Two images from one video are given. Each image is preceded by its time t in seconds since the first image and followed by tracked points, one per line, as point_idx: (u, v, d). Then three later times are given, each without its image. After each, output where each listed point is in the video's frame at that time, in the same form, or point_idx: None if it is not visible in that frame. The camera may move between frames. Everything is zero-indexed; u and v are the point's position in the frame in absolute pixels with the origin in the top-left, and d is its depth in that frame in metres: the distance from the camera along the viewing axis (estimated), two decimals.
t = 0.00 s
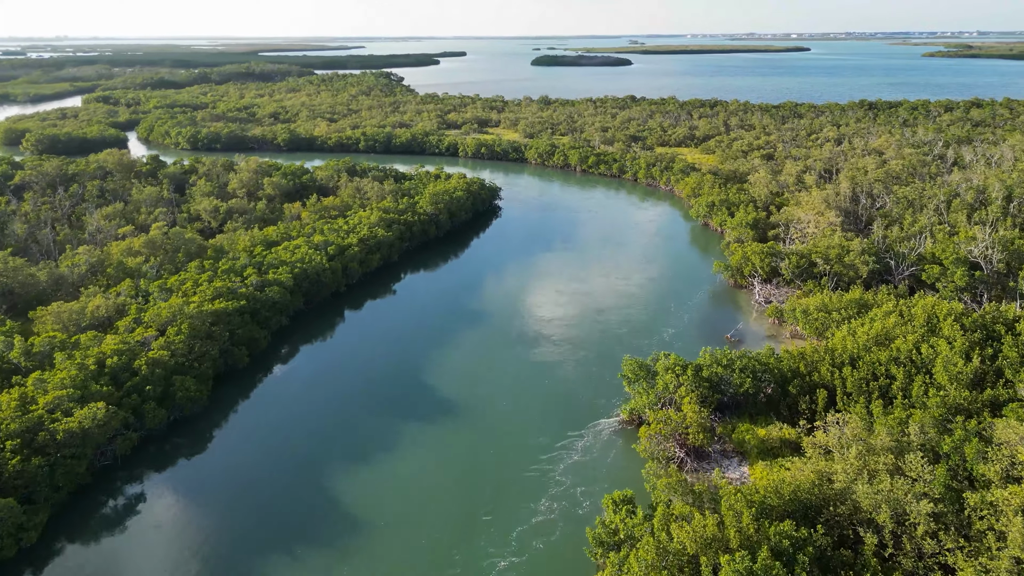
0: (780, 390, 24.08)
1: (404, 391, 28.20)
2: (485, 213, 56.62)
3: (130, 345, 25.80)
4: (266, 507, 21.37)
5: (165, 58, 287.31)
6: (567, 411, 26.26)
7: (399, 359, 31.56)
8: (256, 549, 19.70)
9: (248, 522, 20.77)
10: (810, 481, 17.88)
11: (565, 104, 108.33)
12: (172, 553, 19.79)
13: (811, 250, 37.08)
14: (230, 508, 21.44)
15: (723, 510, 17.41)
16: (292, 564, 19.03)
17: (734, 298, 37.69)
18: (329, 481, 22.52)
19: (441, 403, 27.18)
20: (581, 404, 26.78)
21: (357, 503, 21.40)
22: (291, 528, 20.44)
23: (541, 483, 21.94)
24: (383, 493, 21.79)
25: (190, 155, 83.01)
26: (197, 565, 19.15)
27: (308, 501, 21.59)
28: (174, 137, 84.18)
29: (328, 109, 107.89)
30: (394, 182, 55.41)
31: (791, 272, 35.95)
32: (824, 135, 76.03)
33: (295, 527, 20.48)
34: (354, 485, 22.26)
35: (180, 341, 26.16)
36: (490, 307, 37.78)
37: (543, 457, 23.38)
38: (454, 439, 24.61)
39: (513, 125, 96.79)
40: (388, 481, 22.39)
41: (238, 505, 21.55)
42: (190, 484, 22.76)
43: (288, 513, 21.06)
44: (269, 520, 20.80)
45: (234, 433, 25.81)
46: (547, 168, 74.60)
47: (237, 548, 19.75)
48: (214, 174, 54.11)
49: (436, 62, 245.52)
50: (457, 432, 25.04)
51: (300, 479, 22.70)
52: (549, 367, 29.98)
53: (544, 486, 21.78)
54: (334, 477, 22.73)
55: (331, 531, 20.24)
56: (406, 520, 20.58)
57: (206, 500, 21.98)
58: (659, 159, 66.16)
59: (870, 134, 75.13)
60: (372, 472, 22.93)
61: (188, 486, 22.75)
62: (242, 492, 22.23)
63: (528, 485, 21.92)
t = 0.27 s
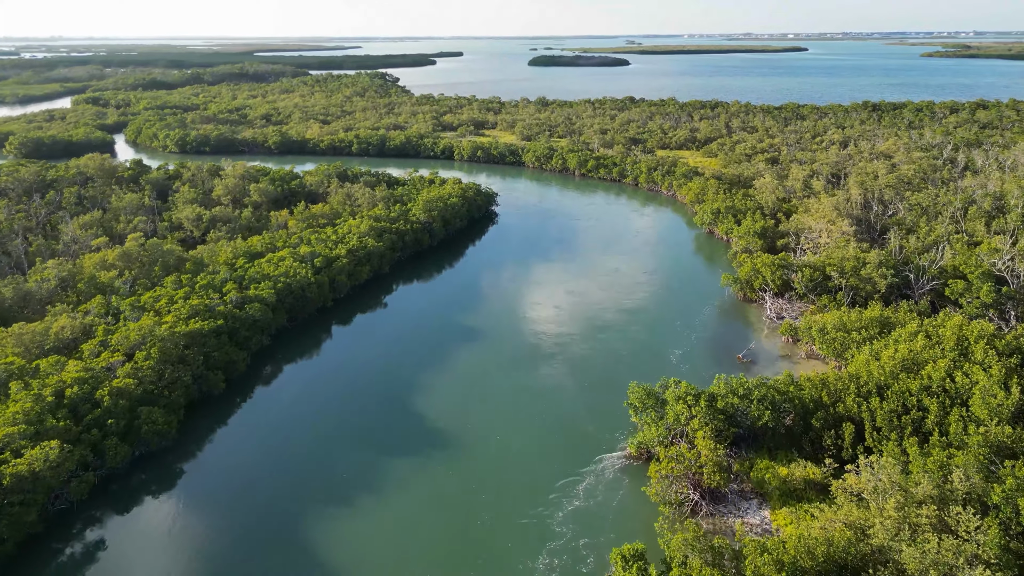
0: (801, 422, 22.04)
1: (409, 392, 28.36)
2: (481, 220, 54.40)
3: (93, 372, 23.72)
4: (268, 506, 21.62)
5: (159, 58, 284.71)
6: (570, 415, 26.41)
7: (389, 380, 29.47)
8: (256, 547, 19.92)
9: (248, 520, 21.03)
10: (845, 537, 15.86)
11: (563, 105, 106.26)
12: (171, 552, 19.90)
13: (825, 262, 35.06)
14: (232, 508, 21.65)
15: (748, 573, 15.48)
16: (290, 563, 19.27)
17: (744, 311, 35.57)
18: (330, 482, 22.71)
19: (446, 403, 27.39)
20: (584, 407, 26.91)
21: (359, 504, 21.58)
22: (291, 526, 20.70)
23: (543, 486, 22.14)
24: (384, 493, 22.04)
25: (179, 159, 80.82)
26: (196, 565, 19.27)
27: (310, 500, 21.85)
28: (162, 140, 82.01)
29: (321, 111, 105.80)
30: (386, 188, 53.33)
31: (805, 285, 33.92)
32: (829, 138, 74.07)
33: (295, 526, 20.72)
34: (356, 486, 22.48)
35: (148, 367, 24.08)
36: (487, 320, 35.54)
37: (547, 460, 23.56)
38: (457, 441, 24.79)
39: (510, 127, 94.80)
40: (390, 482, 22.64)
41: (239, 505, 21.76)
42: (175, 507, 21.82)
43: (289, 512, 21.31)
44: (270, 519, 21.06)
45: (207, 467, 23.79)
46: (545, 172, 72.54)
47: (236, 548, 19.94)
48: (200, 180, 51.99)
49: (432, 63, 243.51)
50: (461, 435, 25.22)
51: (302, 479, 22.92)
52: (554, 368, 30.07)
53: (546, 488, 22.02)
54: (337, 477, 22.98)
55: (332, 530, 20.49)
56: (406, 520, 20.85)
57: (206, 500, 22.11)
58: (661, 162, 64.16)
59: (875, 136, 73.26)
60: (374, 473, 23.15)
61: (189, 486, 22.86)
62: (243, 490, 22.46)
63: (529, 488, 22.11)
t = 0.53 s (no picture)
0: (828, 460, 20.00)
1: (411, 393, 28.31)
2: (478, 228, 52.20)
3: (52, 405, 21.70)
4: (267, 505, 21.73)
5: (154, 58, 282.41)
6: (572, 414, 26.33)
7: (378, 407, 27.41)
8: (254, 545, 20.06)
9: (247, 519, 21.13)
10: None
11: (562, 107, 104.10)
12: (169, 554, 19.96)
13: (842, 275, 33.02)
14: (231, 507, 21.75)
15: None
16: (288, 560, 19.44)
17: (756, 329, 33.27)
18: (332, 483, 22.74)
19: (447, 403, 27.37)
20: (586, 407, 26.83)
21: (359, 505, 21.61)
22: (290, 525, 20.85)
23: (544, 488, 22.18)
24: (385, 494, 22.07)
25: (167, 162, 78.67)
26: (193, 566, 19.35)
27: (310, 498, 21.97)
28: (151, 142, 79.90)
29: (315, 113, 103.70)
30: (379, 194, 51.25)
31: (821, 301, 31.87)
32: (836, 140, 72.04)
33: (295, 523, 20.88)
34: (356, 485, 22.61)
35: (113, 399, 22.06)
36: (482, 338, 33.21)
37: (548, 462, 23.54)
38: (459, 441, 24.80)
39: (508, 129, 92.78)
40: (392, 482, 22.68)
41: (239, 504, 21.88)
42: (139, 558, 19.87)
43: (289, 511, 21.40)
44: (268, 517, 21.17)
45: (178, 510, 21.81)
46: (544, 176, 70.42)
47: (235, 546, 20.08)
48: (183, 187, 49.87)
49: (430, 63, 241.41)
50: (463, 435, 25.20)
51: (302, 479, 23.00)
52: (557, 368, 29.98)
53: (546, 489, 22.08)
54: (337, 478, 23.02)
55: (331, 528, 20.64)
56: (403, 517, 21.02)
57: (205, 502, 22.14)
58: (663, 166, 62.13)
59: (884, 139, 71.27)
60: (374, 474, 23.24)
61: (188, 489, 22.90)
62: (244, 491, 22.55)
63: (529, 490, 22.14)
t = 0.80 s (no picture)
0: (865, 508, 17.95)
1: (415, 393, 28.18)
2: (476, 236, 50.01)
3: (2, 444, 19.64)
4: (267, 506, 21.68)
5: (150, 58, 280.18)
6: (575, 417, 26.21)
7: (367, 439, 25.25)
8: (253, 546, 20.04)
9: (247, 520, 21.08)
10: None
11: (562, 108, 102.10)
12: (164, 555, 19.91)
13: (863, 291, 30.97)
14: (231, 509, 21.68)
15: None
16: (286, 560, 19.44)
17: (771, 350, 30.87)
18: (333, 485, 22.66)
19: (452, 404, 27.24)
20: (590, 410, 26.70)
21: (362, 507, 21.57)
22: (290, 525, 20.83)
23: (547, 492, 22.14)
24: (388, 498, 21.99)
25: (157, 166, 76.60)
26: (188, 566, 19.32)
27: (310, 499, 21.95)
28: (141, 145, 77.81)
29: (310, 114, 101.65)
30: (373, 201, 49.15)
31: (841, 318, 29.81)
32: (844, 143, 70.10)
33: (294, 524, 20.86)
34: (357, 486, 22.59)
35: (71, 437, 20.03)
36: (480, 357, 30.84)
37: (551, 465, 23.48)
38: (462, 443, 24.68)
39: (507, 131, 90.75)
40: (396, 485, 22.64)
41: (239, 505, 21.80)
42: None
43: (289, 513, 21.34)
44: (268, 518, 21.13)
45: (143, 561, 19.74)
46: (544, 180, 68.39)
47: (234, 546, 20.06)
48: (168, 194, 47.83)
49: (428, 63, 239.35)
50: (466, 437, 25.10)
51: (305, 480, 22.91)
52: (563, 368, 29.82)
53: (548, 494, 22.05)
54: (338, 479, 22.94)
55: (323, 555, 19.60)
56: (393, 568, 19.06)
57: (204, 504, 22.05)
58: (667, 170, 60.16)
59: (893, 142, 69.32)
60: (375, 475, 23.25)
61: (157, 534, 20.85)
62: (241, 490, 22.53)
63: (532, 494, 22.11)
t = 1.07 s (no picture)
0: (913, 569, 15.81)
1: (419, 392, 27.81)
2: (474, 245, 47.80)
3: None
4: (268, 506, 21.35)
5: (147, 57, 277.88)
6: (582, 414, 25.85)
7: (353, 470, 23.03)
8: (253, 545, 19.71)
9: (247, 521, 20.74)
10: None
11: (562, 110, 100.03)
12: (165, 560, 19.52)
13: (886, 312, 28.88)
14: (231, 511, 21.33)
15: None
16: (286, 561, 19.09)
17: (791, 373, 28.51)
18: (333, 484, 22.31)
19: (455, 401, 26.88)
20: (596, 408, 26.33)
21: (361, 505, 21.22)
22: (290, 525, 20.48)
23: (551, 488, 21.81)
24: (387, 495, 21.68)
25: (147, 170, 74.50)
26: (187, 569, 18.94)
27: (311, 498, 21.59)
28: (130, 148, 75.67)
29: (306, 116, 99.54)
30: (366, 208, 47.04)
31: (865, 339, 27.69)
32: (853, 147, 68.07)
33: (294, 524, 20.49)
34: (358, 484, 22.28)
35: (21, 483, 17.95)
36: (478, 379, 28.42)
37: (557, 463, 23.13)
38: (466, 440, 24.34)
39: (507, 134, 88.70)
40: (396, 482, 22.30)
41: (239, 506, 21.46)
42: None
43: (289, 512, 21.00)
44: (268, 517, 20.79)
45: None
46: (545, 185, 66.27)
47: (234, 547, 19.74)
48: (152, 202, 45.73)
49: (428, 64, 237.34)
50: (470, 434, 24.74)
51: (304, 480, 22.57)
52: (570, 367, 29.42)
53: (552, 490, 21.72)
54: (340, 478, 22.59)
55: None
56: None
57: (203, 508, 21.63)
58: (672, 174, 58.09)
59: (905, 145, 67.26)
60: (375, 474, 22.73)
61: None
62: (241, 491, 22.20)
63: (535, 490, 21.76)
